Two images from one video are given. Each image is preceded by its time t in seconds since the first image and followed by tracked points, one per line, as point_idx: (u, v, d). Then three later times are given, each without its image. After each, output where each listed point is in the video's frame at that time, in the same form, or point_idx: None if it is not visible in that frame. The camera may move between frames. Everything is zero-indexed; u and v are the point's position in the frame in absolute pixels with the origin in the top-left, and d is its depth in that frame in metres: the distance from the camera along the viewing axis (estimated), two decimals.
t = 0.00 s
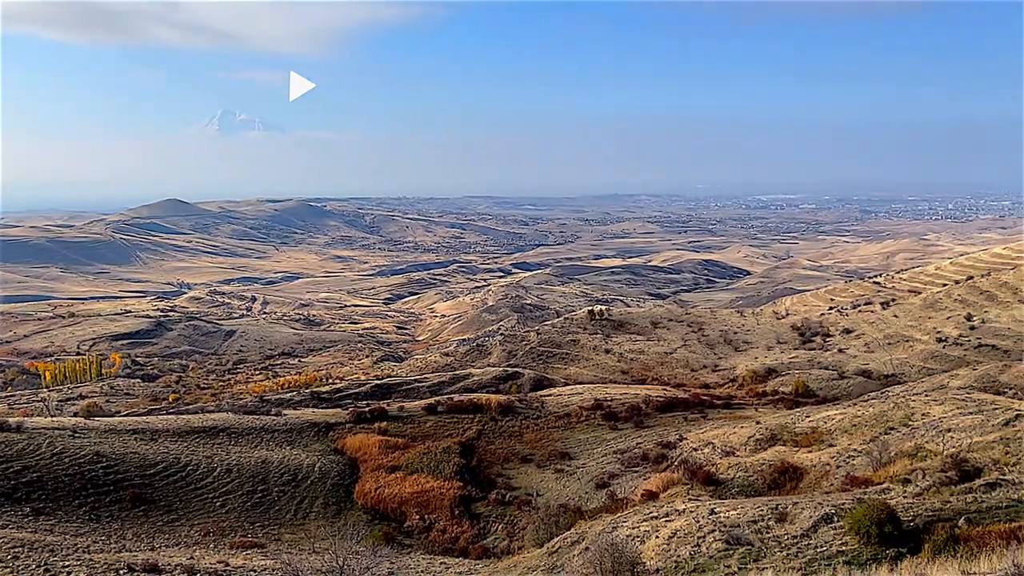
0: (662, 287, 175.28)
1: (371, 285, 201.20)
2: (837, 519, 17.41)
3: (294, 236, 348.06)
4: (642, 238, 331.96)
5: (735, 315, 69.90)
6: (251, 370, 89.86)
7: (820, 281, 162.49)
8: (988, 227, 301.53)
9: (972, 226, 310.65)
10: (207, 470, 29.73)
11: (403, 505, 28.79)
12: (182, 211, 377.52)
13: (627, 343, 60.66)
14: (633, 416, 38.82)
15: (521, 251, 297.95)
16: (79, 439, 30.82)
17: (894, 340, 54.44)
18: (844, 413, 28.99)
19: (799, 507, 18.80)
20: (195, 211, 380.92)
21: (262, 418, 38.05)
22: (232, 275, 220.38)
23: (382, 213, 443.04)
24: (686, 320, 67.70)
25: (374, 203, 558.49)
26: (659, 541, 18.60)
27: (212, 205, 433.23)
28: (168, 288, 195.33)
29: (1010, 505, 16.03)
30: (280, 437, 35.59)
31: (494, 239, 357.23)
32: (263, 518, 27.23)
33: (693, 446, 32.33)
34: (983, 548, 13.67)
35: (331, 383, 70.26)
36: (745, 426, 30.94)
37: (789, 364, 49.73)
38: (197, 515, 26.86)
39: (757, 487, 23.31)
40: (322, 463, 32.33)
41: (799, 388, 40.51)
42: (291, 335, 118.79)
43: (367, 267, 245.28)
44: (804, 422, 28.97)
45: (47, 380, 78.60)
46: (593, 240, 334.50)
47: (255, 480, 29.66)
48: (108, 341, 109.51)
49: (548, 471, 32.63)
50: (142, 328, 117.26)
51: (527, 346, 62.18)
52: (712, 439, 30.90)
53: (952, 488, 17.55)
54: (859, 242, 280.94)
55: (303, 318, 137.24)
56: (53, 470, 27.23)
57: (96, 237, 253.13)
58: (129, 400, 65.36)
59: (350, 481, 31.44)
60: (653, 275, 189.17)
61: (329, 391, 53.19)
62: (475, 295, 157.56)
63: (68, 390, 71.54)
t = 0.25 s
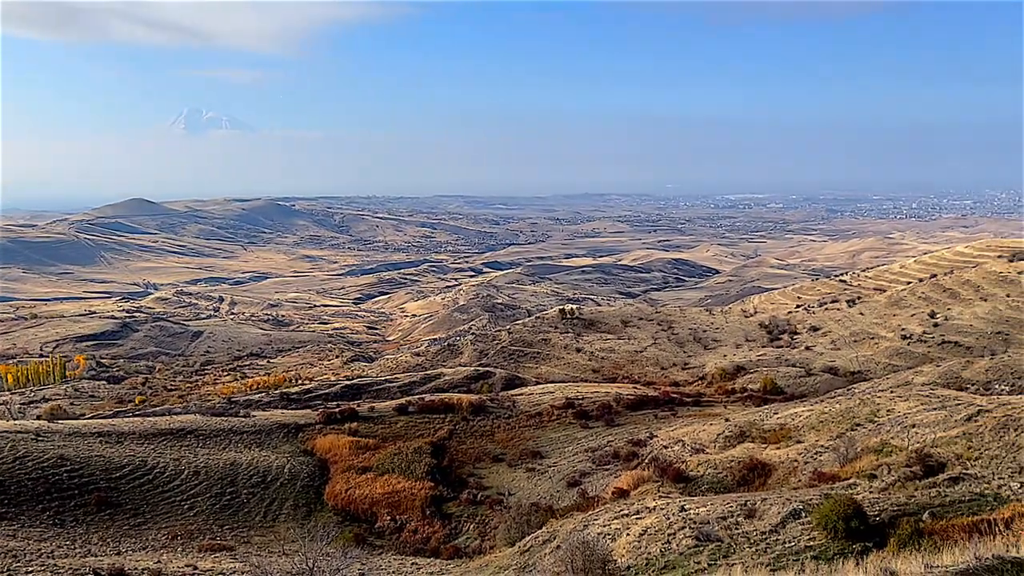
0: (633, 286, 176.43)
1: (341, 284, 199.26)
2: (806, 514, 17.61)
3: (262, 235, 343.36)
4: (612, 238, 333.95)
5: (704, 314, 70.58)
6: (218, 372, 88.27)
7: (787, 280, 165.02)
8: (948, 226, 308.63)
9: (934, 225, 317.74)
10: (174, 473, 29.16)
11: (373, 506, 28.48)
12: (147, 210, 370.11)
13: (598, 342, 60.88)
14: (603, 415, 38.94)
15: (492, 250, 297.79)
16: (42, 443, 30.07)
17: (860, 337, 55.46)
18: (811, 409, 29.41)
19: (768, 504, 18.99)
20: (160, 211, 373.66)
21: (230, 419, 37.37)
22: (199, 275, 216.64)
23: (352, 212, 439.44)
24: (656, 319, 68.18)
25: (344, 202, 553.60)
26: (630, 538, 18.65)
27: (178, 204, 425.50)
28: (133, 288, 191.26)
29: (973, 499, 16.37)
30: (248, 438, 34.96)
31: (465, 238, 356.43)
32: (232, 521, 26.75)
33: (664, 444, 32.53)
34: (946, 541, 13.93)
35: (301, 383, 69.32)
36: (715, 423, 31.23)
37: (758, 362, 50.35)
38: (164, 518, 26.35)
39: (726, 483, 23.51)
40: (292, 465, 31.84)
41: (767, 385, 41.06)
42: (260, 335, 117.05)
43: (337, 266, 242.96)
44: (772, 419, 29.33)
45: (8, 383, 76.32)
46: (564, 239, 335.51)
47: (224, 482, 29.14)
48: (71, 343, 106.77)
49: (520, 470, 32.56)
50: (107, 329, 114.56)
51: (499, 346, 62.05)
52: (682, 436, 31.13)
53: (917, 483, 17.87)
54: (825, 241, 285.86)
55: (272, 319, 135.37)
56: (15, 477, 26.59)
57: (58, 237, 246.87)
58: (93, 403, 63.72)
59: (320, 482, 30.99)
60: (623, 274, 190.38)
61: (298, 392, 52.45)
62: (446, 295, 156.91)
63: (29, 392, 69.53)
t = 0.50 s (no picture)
0: (604, 285, 177.37)
1: (311, 284, 197.15)
2: (775, 510, 17.77)
3: (231, 235, 338.41)
4: (584, 236, 335.38)
5: (675, 312, 71.17)
6: (186, 373, 86.72)
7: (756, 278, 167.27)
8: (913, 225, 315.04)
9: (899, 224, 323.93)
10: (141, 476, 28.59)
11: (344, 507, 28.13)
12: (112, 209, 362.45)
13: (570, 340, 61.00)
14: (575, 413, 38.98)
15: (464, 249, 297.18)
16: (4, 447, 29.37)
17: (827, 335, 56.37)
18: (780, 407, 29.76)
19: (738, 500, 19.15)
20: (125, 211, 366.30)
21: (197, 421, 36.65)
22: (167, 275, 212.78)
23: (323, 212, 435.02)
24: (627, 318, 68.55)
25: (315, 201, 547.78)
26: (601, 536, 18.66)
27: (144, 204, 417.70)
28: (98, 289, 187.19)
29: (937, 494, 16.68)
30: (217, 440, 34.31)
31: (437, 237, 355.07)
32: (201, 523, 26.27)
33: (635, 442, 32.67)
34: (912, 535, 14.17)
35: (271, 384, 68.35)
36: (685, 421, 31.44)
37: (727, 360, 50.89)
38: (130, 522, 25.83)
39: (697, 480, 23.66)
40: (261, 467, 31.30)
41: (737, 382, 41.52)
42: (228, 336, 115.24)
43: (307, 266, 240.40)
44: (742, 416, 29.62)
45: None
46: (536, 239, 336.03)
47: (192, 484, 28.59)
48: (34, 344, 104.06)
49: (492, 470, 32.44)
50: (71, 330, 111.89)
51: (471, 345, 61.85)
52: (652, 434, 31.27)
53: (883, 478, 18.17)
54: (793, 240, 290.08)
55: (241, 319, 133.39)
56: None
57: (19, 236, 240.58)
58: (58, 405, 62.12)
59: (290, 484, 30.51)
60: (594, 273, 191.27)
61: (267, 393, 51.70)
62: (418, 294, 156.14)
63: None
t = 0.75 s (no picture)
0: (576, 284, 177.94)
1: (281, 284, 194.73)
2: (745, 507, 17.94)
3: (198, 234, 332.85)
4: (556, 236, 336.24)
5: (646, 311, 71.63)
6: (153, 374, 85.00)
7: (726, 276, 169.11)
8: (879, 224, 321.10)
9: (865, 223, 330.01)
10: (108, 479, 28.04)
11: (315, 509, 27.79)
12: (75, 208, 354.02)
13: (542, 339, 61.06)
14: (548, 412, 39.00)
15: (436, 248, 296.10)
16: None
17: (796, 333, 57.19)
18: (749, 404, 30.09)
19: (708, 497, 19.30)
20: (89, 210, 358.14)
21: (164, 423, 35.91)
22: (132, 275, 208.50)
23: (293, 211, 430.06)
24: (599, 316, 68.82)
25: (284, 201, 541.37)
26: (573, 534, 18.68)
27: (109, 203, 408.75)
28: (61, 289, 182.67)
29: (903, 488, 16.99)
30: (185, 442, 33.68)
31: (408, 236, 353.21)
32: (168, 526, 25.78)
33: (606, 440, 32.81)
34: (877, 530, 14.42)
35: (240, 385, 67.30)
36: (657, 418, 31.64)
37: (698, 357, 51.36)
38: (96, 526, 25.33)
39: (668, 477, 23.81)
40: (230, 469, 30.78)
41: (707, 380, 41.93)
42: (196, 337, 113.25)
43: (276, 266, 237.42)
44: (712, 414, 29.89)
45: None
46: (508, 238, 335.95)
47: (161, 487, 28.07)
48: None
49: (464, 469, 32.30)
50: (33, 331, 108.97)
51: (443, 344, 61.54)
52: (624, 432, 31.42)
53: (851, 474, 18.45)
54: (762, 239, 294.00)
55: (209, 320, 131.19)
56: None
57: None
58: (19, 408, 60.42)
59: (260, 485, 30.04)
60: (566, 272, 191.72)
61: (236, 394, 50.89)
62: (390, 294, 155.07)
63: None
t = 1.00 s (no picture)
0: (549, 283, 178.37)
1: (251, 284, 192.12)
2: (716, 503, 18.08)
3: (166, 233, 327.01)
4: (528, 235, 336.80)
5: (618, 309, 72.01)
6: (120, 376, 83.26)
7: (696, 275, 170.94)
8: (845, 223, 327.11)
9: (833, 222, 335.94)
10: (74, 482, 27.40)
11: (286, 510, 27.39)
12: (36, 207, 345.27)
13: (515, 339, 61.02)
14: (521, 411, 38.98)
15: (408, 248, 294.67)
16: None
17: (765, 330, 57.93)
18: (719, 401, 30.36)
19: (680, 494, 19.40)
20: (52, 208, 349.60)
21: (130, 425, 35.16)
22: (98, 276, 204.03)
23: (262, 210, 424.62)
24: (571, 315, 68.98)
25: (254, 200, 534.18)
26: (546, 533, 18.64)
27: (72, 202, 399.56)
28: (23, 290, 177.99)
29: (871, 483, 17.26)
30: (153, 445, 32.99)
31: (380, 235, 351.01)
32: (136, 530, 25.22)
33: (579, 438, 32.88)
34: (847, 524, 14.60)
35: (209, 386, 66.23)
36: (629, 416, 31.77)
37: (669, 356, 51.76)
38: (62, 530, 24.72)
39: (641, 475, 23.91)
40: (200, 471, 30.21)
41: (678, 378, 42.26)
42: (164, 337, 111.19)
43: (246, 265, 234.27)
44: (683, 411, 30.11)
45: None
46: (481, 237, 335.61)
47: (129, 489, 27.47)
48: None
49: (437, 469, 32.11)
50: None
51: (415, 344, 61.19)
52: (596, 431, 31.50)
53: (819, 470, 18.70)
54: (731, 238, 297.85)
55: (177, 320, 128.92)
56: None
57: None
58: None
59: (230, 488, 29.52)
60: (539, 271, 192.04)
61: (206, 395, 50.06)
62: (362, 293, 153.90)
63: None
